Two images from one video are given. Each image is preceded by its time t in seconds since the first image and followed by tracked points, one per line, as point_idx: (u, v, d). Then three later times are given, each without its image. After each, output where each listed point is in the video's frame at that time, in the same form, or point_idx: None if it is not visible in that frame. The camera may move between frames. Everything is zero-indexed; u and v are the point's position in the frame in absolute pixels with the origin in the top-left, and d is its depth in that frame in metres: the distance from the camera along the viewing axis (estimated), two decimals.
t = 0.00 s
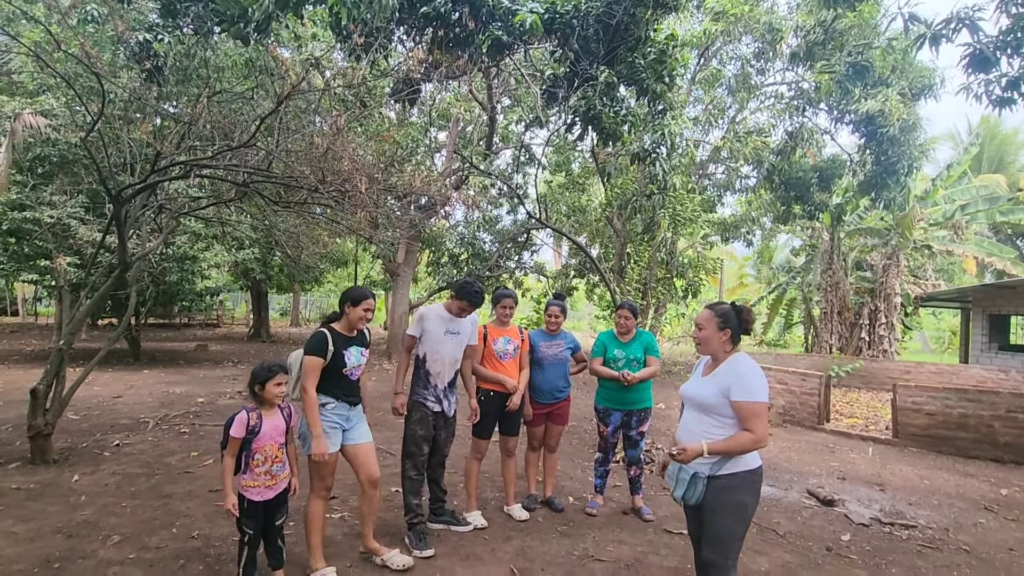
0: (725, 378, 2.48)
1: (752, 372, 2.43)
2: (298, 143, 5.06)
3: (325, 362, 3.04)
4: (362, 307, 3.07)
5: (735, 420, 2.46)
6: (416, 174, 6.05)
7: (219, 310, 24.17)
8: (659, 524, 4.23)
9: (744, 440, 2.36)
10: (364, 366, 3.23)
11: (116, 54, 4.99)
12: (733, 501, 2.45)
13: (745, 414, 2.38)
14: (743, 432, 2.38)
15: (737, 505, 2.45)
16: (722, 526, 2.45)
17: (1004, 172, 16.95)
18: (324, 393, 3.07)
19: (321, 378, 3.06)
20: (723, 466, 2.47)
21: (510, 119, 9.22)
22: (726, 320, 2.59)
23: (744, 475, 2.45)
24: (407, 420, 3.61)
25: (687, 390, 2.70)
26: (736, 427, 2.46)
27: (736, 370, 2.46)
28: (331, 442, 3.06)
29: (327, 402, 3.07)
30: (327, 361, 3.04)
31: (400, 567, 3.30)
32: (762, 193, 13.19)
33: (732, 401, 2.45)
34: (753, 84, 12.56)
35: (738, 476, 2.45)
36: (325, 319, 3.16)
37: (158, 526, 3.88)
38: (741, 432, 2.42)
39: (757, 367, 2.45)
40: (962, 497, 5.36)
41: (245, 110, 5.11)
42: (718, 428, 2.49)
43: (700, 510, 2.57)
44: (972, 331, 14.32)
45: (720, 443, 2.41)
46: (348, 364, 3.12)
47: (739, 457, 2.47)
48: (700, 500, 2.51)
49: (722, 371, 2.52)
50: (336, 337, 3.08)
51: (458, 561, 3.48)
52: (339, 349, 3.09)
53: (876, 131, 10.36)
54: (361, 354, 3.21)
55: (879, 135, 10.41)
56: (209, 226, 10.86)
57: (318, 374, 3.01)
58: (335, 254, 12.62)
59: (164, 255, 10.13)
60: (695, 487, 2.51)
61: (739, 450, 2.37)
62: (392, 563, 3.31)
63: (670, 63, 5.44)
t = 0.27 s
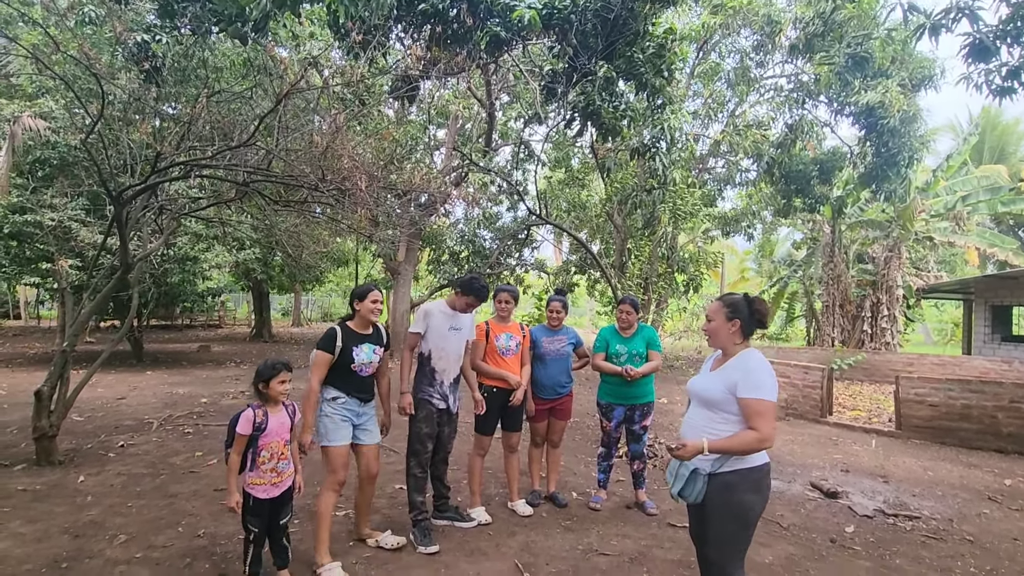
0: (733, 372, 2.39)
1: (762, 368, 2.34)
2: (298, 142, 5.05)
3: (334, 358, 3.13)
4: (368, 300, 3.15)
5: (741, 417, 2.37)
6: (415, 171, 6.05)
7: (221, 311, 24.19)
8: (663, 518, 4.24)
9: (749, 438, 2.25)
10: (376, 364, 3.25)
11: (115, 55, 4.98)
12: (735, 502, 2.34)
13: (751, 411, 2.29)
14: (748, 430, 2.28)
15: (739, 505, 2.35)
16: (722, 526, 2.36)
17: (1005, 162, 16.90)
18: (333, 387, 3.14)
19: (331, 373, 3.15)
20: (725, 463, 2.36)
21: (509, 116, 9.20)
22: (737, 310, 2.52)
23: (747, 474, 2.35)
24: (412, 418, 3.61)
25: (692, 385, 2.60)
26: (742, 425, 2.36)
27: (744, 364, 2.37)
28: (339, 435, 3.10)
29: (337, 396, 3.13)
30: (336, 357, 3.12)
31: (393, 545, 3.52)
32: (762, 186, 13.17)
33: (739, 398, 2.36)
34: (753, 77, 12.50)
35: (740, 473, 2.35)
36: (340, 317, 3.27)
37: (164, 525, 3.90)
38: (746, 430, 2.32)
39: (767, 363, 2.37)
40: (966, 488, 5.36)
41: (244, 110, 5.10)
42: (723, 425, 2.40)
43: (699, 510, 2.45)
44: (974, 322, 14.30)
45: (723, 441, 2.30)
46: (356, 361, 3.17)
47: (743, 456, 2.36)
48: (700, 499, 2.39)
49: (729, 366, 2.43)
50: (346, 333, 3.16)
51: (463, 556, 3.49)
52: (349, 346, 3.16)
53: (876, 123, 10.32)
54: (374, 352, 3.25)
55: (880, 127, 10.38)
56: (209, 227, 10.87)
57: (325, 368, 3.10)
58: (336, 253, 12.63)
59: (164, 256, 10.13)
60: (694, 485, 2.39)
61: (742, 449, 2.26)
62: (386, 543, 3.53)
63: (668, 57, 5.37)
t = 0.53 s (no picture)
0: (731, 370, 2.36)
1: (759, 366, 2.29)
2: (298, 143, 5.07)
3: (340, 354, 3.15)
4: (371, 297, 3.16)
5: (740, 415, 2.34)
6: (416, 171, 6.05)
7: (223, 313, 24.22)
8: (667, 514, 4.24)
9: (747, 438, 2.22)
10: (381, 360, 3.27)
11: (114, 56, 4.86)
12: (737, 501, 2.32)
13: (749, 411, 2.25)
14: (747, 430, 2.25)
15: (741, 505, 2.32)
16: (725, 526, 2.34)
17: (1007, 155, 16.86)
18: (339, 384, 3.16)
19: (338, 370, 3.17)
20: (726, 463, 2.34)
21: (509, 114, 9.20)
22: (735, 306, 2.49)
23: (749, 473, 2.31)
24: (419, 417, 3.61)
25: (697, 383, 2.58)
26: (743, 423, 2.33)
27: (742, 362, 2.33)
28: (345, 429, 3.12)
29: (343, 393, 3.15)
30: (342, 353, 3.14)
31: (399, 544, 3.52)
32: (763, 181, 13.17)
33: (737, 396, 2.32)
34: (753, 72, 12.47)
35: (740, 473, 2.32)
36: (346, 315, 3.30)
37: (170, 526, 3.92)
38: (746, 430, 2.29)
39: (766, 359, 2.31)
40: (970, 481, 5.37)
41: (244, 111, 5.10)
42: (724, 423, 2.38)
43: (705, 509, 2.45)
44: (977, 316, 14.28)
45: (721, 442, 2.28)
46: (362, 356, 3.19)
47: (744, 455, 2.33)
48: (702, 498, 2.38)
49: (729, 363, 2.40)
50: (351, 330, 3.18)
51: (468, 554, 3.51)
52: (354, 342, 3.18)
53: (877, 117, 10.31)
54: (378, 348, 3.27)
55: (880, 122, 10.37)
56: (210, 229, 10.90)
57: (333, 365, 3.13)
58: (337, 254, 12.66)
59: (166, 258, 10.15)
60: (696, 485, 2.39)
61: (740, 449, 2.24)
62: (391, 542, 3.53)
63: (667, 54, 5.39)
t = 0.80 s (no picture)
0: (724, 366, 2.37)
1: (750, 360, 2.29)
2: (298, 143, 5.07)
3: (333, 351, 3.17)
4: (361, 296, 3.19)
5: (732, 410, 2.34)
6: (416, 170, 6.05)
7: (225, 313, 24.25)
8: (670, 511, 4.25)
9: (736, 432, 2.23)
10: (374, 356, 3.27)
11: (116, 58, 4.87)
12: (732, 496, 2.32)
13: (739, 405, 2.25)
14: (738, 424, 2.25)
15: (737, 500, 2.31)
16: (721, 520, 2.35)
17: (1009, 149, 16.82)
18: (334, 381, 3.17)
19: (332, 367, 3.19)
20: (720, 457, 2.35)
21: (509, 112, 9.19)
22: (730, 302, 2.48)
23: (743, 468, 2.31)
24: (425, 415, 3.62)
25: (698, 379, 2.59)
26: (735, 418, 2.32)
27: (734, 357, 2.33)
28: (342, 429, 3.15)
29: (337, 390, 3.17)
30: (335, 349, 3.17)
31: (403, 542, 3.53)
32: (764, 177, 13.16)
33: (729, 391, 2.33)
34: (753, 68, 12.44)
35: (734, 468, 2.32)
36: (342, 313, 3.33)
37: (175, 525, 3.93)
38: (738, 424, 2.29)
39: (759, 354, 2.31)
40: (973, 475, 5.36)
41: (244, 111, 5.11)
42: (718, 418, 2.38)
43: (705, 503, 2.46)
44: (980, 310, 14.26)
45: (712, 435, 2.30)
46: (354, 352, 3.20)
47: (739, 450, 2.33)
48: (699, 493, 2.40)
49: (723, 359, 2.40)
50: (344, 327, 3.20)
51: (472, 551, 3.52)
52: (346, 338, 3.19)
53: (878, 112, 10.28)
54: (372, 344, 3.27)
55: (881, 116, 10.34)
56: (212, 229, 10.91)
57: (326, 362, 3.15)
58: (339, 253, 12.67)
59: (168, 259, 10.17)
60: (692, 479, 2.40)
61: (730, 443, 2.24)
62: (395, 540, 3.54)
63: (667, 50, 5.38)
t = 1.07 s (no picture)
0: (718, 361, 2.38)
1: (742, 355, 2.29)
2: (299, 142, 5.07)
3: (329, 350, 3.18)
4: (358, 297, 3.18)
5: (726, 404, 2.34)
6: (418, 169, 6.06)
7: (228, 313, 24.29)
8: (673, 508, 4.25)
9: (728, 426, 2.23)
10: (371, 357, 3.27)
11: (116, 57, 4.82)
12: (728, 489, 2.32)
13: (731, 399, 2.25)
14: (730, 418, 2.25)
15: (734, 495, 2.30)
16: (719, 515, 2.34)
17: (1011, 144, 16.78)
18: (332, 381, 3.19)
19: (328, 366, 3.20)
20: (717, 451, 2.35)
21: (510, 110, 9.19)
22: (724, 299, 2.49)
23: (739, 462, 2.30)
24: (429, 413, 3.63)
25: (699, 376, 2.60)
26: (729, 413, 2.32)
27: (727, 352, 2.34)
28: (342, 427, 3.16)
29: (335, 390, 3.18)
30: (330, 349, 3.18)
31: (406, 540, 3.54)
32: (765, 174, 13.15)
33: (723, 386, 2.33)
34: (754, 64, 12.42)
35: (731, 462, 2.32)
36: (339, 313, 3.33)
37: (179, 525, 3.94)
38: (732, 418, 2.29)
39: (751, 348, 2.31)
40: (976, 471, 5.36)
41: (244, 112, 5.13)
42: (713, 414, 2.39)
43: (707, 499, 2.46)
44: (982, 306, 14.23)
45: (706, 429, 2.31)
46: (350, 352, 3.20)
47: (734, 444, 2.32)
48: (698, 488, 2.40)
49: (718, 354, 2.41)
50: (340, 327, 3.21)
51: (476, 549, 3.52)
52: (342, 338, 3.20)
53: (880, 107, 10.26)
54: (369, 345, 3.27)
55: (882, 112, 10.33)
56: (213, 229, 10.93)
57: (322, 362, 3.15)
58: (340, 252, 12.68)
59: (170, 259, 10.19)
60: (691, 474, 2.41)
61: (723, 436, 2.25)
62: (398, 538, 3.55)
63: (668, 47, 5.39)
